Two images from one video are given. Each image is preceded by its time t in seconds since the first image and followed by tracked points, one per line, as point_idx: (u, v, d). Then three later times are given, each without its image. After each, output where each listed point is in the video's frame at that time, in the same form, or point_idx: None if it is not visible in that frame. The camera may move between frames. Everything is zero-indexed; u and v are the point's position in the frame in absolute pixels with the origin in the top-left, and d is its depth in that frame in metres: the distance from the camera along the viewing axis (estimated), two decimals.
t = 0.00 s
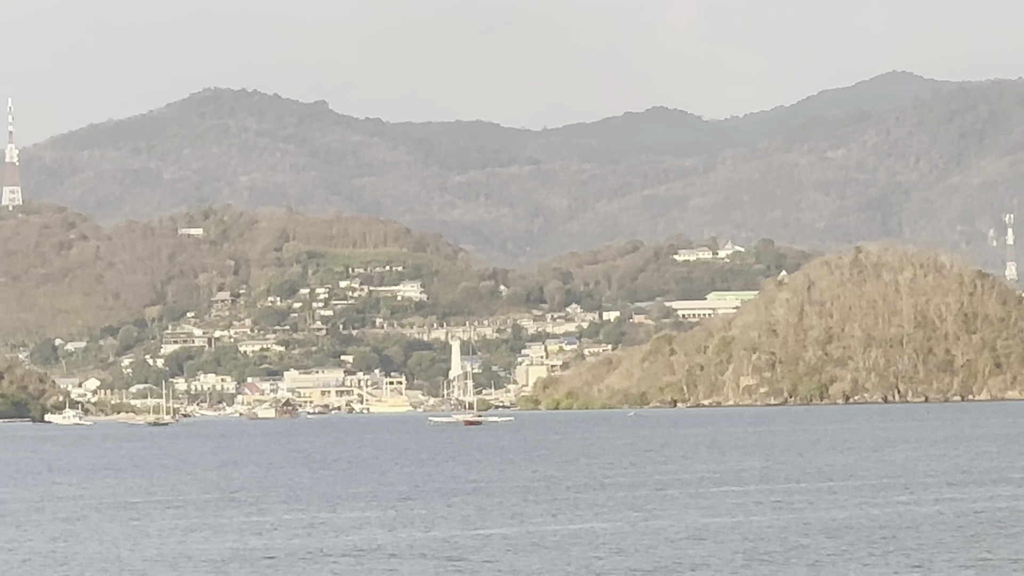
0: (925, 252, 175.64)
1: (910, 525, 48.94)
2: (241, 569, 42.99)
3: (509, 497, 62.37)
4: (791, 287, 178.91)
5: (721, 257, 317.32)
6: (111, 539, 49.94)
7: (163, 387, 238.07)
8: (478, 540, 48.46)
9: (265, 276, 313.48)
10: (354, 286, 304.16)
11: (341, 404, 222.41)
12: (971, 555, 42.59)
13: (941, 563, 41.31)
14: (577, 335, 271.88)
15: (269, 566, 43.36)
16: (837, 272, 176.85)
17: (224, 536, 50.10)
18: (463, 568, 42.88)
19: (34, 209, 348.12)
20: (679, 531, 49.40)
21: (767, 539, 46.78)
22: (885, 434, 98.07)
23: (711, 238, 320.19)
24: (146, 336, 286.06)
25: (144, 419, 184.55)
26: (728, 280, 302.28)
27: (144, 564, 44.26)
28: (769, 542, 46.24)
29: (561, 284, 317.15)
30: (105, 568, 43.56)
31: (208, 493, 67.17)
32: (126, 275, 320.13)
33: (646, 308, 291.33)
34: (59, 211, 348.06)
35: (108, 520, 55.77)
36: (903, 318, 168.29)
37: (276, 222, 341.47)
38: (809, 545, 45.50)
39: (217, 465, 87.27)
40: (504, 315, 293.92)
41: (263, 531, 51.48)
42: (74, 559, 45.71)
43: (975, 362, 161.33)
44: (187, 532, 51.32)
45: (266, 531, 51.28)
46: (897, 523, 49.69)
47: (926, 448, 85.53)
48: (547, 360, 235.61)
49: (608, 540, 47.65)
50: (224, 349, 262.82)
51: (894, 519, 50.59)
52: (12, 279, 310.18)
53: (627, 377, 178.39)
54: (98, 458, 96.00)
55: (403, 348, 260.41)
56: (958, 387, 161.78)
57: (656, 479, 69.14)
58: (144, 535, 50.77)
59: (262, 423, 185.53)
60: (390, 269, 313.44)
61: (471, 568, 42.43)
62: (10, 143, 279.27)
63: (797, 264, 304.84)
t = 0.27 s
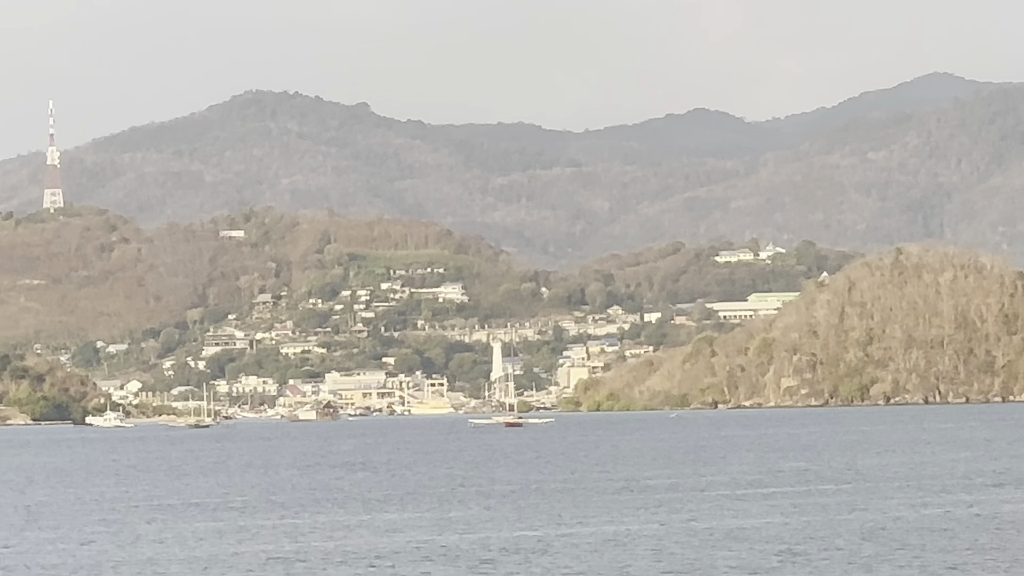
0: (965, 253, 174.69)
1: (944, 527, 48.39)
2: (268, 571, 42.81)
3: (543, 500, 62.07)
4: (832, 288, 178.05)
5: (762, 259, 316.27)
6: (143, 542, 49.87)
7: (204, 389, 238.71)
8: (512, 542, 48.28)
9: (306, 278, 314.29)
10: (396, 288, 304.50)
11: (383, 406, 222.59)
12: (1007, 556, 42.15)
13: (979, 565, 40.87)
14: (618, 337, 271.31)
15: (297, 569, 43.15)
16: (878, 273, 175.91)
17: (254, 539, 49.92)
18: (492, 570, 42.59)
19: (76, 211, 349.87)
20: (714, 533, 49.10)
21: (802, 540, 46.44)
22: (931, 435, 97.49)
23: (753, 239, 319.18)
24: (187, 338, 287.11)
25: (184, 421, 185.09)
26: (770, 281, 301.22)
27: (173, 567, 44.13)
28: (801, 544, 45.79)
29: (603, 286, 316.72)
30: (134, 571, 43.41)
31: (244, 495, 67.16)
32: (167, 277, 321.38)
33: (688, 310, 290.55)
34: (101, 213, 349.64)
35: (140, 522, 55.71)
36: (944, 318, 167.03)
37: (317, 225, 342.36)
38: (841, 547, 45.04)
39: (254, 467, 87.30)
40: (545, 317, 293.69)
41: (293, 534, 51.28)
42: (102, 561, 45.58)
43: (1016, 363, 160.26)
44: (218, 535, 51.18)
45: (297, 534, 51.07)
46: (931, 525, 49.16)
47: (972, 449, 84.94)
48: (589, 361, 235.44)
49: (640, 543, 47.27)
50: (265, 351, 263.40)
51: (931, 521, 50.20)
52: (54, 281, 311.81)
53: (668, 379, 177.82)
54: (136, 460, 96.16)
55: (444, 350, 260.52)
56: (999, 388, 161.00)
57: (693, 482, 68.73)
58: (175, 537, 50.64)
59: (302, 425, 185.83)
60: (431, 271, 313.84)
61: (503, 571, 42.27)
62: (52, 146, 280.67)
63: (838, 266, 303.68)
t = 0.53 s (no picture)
0: (1014, 258, 175.65)
1: (988, 531, 47.98)
2: None
3: (586, 504, 61.87)
4: (881, 292, 177.35)
5: (812, 262, 315.12)
6: (184, 547, 49.90)
7: (254, 394, 239.55)
8: (550, 547, 48.12)
9: (355, 283, 315.11)
10: (445, 292, 304.81)
11: (432, 410, 222.82)
12: None
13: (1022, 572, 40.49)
14: (668, 341, 270.73)
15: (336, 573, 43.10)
16: (926, 276, 175.09)
17: (293, 544, 49.89)
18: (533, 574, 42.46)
19: (126, 216, 351.75)
20: (754, 536, 48.97)
21: (840, 546, 46.21)
22: (984, 439, 96.75)
23: (803, 242, 317.95)
24: (237, 343, 288.38)
25: (233, 426, 185.80)
26: (819, 285, 300.02)
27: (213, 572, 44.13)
28: (841, 549, 45.52)
29: (652, 290, 316.16)
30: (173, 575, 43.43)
31: (290, 499, 67.24)
32: (217, 282, 322.87)
33: (738, 313, 289.67)
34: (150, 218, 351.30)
35: (184, 527, 55.80)
36: (993, 321, 166.96)
37: (367, 230, 343.16)
38: (881, 551, 44.78)
39: (300, 471, 87.42)
40: (595, 321, 293.47)
41: (333, 539, 51.25)
42: (142, 567, 45.62)
43: None
44: (259, 540, 51.19)
45: (337, 539, 51.01)
46: (971, 529, 48.84)
47: None
48: (638, 365, 235.27)
49: (680, 547, 47.08)
50: (315, 356, 264.16)
51: (971, 525, 49.84)
52: (104, 285, 313.63)
53: (717, 383, 178.49)
54: (184, 465, 96.46)
55: (494, 355, 260.68)
56: None
57: (739, 485, 68.47)
58: (216, 543, 50.68)
59: (351, 429, 186.18)
60: (481, 275, 314.14)
61: None
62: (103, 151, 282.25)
63: (888, 269, 302.31)
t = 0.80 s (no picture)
0: None
1: None
2: None
3: (629, 506, 61.96)
4: (931, 292, 176.27)
5: (862, 262, 313.99)
6: (228, 549, 50.20)
7: (304, 395, 240.35)
8: (596, 547, 48.49)
9: (406, 284, 315.65)
10: (495, 293, 305.22)
11: (482, 411, 223.29)
12: None
13: None
14: (718, 342, 270.18)
15: None
16: (977, 277, 173.73)
17: (336, 546, 50.18)
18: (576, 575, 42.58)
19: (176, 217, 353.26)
20: (800, 536, 49.20)
21: (884, 546, 46.40)
22: None
23: (853, 243, 316.87)
24: (287, 345, 289.68)
25: (283, 428, 186.52)
26: (870, 285, 298.99)
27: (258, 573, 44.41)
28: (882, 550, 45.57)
29: (702, 291, 315.45)
30: None
31: (337, 501, 67.53)
32: (267, 284, 324.36)
33: (788, 314, 288.86)
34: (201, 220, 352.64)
35: (230, 529, 56.13)
36: None
37: (417, 231, 343.67)
38: (922, 553, 44.78)
39: (348, 473, 87.73)
40: (645, 322, 293.35)
41: (376, 541, 51.47)
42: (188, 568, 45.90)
43: None
44: (303, 542, 51.44)
45: (380, 541, 51.26)
46: (1017, 528, 48.94)
47: None
48: (688, 366, 234.99)
49: (722, 548, 47.15)
50: (365, 357, 264.89)
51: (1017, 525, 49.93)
52: (155, 287, 315.18)
53: (767, 383, 178.81)
54: (235, 467, 97.00)
55: (545, 355, 260.97)
56: None
57: (783, 486, 68.50)
58: (262, 544, 50.97)
59: (401, 431, 186.58)
60: (531, 277, 314.23)
61: None
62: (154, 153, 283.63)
63: (939, 269, 300.86)
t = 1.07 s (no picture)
0: None
1: None
2: None
3: (674, 505, 62.05)
4: (978, 292, 175.43)
5: (911, 262, 312.47)
6: (268, 551, 50.25)
7: (352, 396, 241.08)
8: (637, 547, 48.61)
9: (453, 284, 316.09)
10: (543, 293, 305.19)
11: (530, 412, 223.52)
12: None
13: None
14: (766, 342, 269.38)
15: None
16: None
17: (377, 547, 50.22)
18: None
19: (223, 218, 354.89)
20: (842, 536, 49.18)
21: (924, 546, 46.35)
22: None
23: (901, 242, 315.30)
24: (335, 345, 290.58)
25: (330, 428, 187.12)
26: (918, 284, 297.53)
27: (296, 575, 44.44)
28: (924, 550, 45.44)
29: (750, 291, 314.48)
30: None
31: (381, 503, 67.65)
32: (314, 284, 325.39)
33: (836, 313, 287.72)
34: (248, 220, 353.75)
35: (273, 531, 56.19)
36: None
37: (464, 231, 343.96)
38: (961, 553, 44.70)
39: (395, 474, 87.91)
40: (692, 322, 292.88)
41: (419, 541, 51.73)
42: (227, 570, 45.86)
43: None
44: (343, 544, 51.51)
45: (420, 542, 51.34)
46: None
47: None
48: (737, 366, 234.38)
49: (763, 549, 47.06)
50: (413, 358, 265.50)
51: None
52: (202, 288, 316.60)
53: (815, 383, 178.64)
54: (285, 467, 97.50)
55: (593, 356, 260.93)
56: None
57: (828, 486, 68.32)
58: (303, 546, 51.07)
59: (448, 431, 186.93)
60: (579, 277, 313.98)
61: None
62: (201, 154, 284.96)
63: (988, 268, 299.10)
